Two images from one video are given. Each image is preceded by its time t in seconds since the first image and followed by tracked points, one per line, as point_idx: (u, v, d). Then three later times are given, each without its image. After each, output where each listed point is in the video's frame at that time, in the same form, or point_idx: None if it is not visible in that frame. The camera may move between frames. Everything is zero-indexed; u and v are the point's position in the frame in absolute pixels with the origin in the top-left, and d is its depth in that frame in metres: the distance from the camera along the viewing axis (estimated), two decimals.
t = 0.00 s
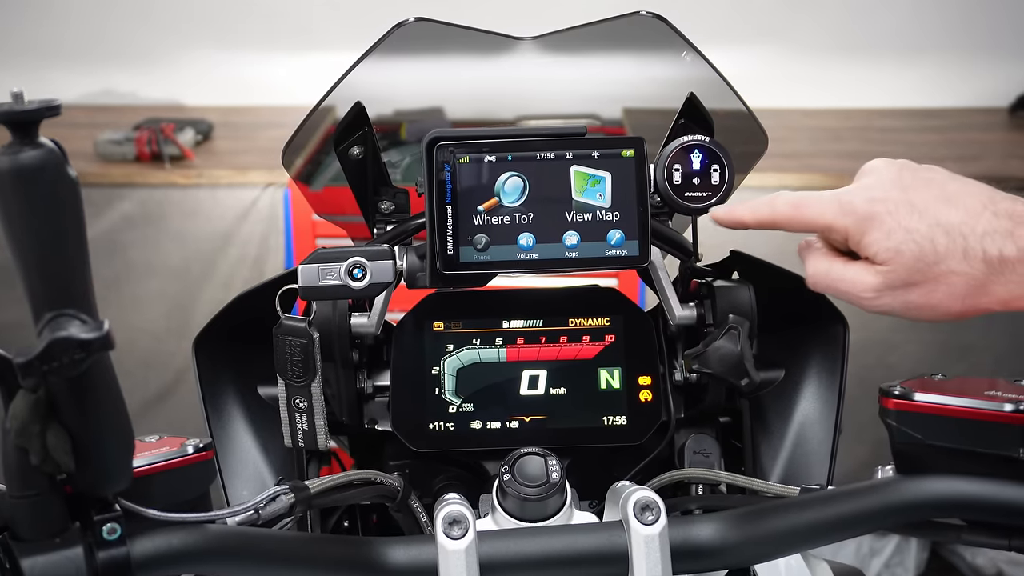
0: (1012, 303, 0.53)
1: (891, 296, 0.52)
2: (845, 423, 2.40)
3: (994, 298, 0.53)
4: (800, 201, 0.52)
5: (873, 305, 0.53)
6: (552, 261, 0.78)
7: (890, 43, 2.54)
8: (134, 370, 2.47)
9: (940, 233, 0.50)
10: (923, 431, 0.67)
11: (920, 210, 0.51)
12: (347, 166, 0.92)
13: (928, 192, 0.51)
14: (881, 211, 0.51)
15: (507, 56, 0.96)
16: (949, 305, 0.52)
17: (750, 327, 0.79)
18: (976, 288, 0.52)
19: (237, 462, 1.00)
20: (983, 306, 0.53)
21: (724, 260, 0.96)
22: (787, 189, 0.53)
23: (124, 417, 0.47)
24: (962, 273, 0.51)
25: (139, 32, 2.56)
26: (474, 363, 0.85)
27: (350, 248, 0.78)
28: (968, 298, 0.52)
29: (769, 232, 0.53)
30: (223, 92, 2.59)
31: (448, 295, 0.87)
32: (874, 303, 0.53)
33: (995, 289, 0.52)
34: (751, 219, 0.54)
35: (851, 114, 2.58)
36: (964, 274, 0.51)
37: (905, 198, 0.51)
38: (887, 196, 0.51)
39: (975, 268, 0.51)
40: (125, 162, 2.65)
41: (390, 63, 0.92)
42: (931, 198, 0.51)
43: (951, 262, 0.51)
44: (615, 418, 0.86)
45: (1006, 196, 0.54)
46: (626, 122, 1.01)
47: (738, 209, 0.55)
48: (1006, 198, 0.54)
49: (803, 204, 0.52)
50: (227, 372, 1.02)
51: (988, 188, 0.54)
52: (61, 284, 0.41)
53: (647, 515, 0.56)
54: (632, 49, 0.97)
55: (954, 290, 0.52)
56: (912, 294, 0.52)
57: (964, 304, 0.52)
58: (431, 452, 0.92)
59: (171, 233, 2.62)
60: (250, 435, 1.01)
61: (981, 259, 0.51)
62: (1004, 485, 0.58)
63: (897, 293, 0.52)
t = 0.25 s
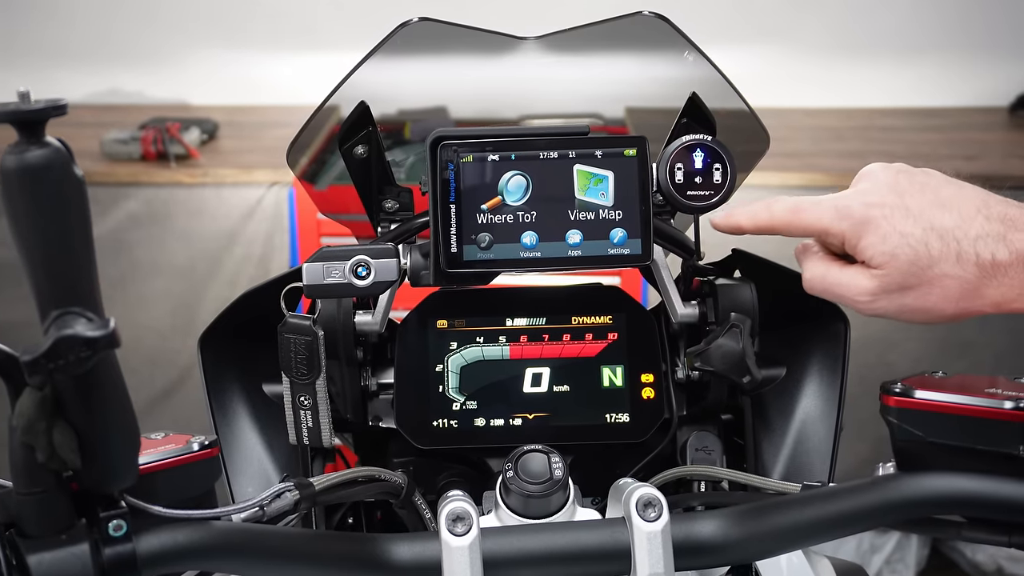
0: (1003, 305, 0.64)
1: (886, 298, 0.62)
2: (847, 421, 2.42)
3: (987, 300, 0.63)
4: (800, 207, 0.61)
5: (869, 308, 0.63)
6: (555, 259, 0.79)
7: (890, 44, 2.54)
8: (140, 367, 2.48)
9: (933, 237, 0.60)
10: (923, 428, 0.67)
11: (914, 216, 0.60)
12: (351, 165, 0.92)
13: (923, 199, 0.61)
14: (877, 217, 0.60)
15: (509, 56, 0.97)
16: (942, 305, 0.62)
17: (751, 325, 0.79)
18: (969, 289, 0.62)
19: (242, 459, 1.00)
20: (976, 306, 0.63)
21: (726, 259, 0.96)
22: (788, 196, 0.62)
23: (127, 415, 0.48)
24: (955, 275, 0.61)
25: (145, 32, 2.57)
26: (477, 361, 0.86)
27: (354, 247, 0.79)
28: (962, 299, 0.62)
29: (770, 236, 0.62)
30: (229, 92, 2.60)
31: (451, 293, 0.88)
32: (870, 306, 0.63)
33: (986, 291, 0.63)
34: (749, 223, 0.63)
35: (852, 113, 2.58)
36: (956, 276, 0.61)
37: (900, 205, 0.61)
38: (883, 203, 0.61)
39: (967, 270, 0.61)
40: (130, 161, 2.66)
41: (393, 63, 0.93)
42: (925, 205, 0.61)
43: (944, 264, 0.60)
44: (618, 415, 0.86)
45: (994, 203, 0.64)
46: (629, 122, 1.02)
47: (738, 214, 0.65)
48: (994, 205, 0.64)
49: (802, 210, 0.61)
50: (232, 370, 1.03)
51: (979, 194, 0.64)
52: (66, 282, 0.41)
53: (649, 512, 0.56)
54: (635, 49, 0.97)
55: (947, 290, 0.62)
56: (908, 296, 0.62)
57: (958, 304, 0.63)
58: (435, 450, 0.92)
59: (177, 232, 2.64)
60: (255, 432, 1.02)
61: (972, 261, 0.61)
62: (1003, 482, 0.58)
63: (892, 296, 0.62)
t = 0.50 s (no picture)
0: (990, 310, 0.64)
1: (874, 304, 0.64)
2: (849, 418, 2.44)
3: (972, 306, 0.64)
4: (788, 211, 0.63)
5: (857, 312, 0.65)
6: (558, 258, 0.79)
7: (890, 43, 2.54)
8: (146, 365, 2.50)
9: (919, 244, 0.62)
10: (924, 425, 0.68)
11: (901, 223, 0.62)
12: (355, 164, 0.92)
13: (911, 205, 0.62)
14: (864, 224, 0.62)
15: (513, 56, 0.98)
16: (928, 311, 0.64)
17: (753, 323, 0.80)
18: (955, 296, 0.63)
19: (247, 456, 1.01)
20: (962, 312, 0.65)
21: (728, 257, 0.96)
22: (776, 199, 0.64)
23: (133, 411, 0.48)
24: (941, 281, 0.62)
25: (150, 32, 2.57)
26: (481, 359, 0.87)
27: (358, 245, 0.79)
28: (948, 304, 0.64)
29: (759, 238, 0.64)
30: (233, 91, 2.61)
31: (455, 291, 0.88)
32: (859, 310, 0.65)
33: (972, 297, 0.64)
34: (739, 224, 0.65)
35: (852, 113, 2.59)
36: (942, 282, 0.63)
37: (888, 211, 0.62)
38: (870, 209, 0.62)
39: (953, 276, 0.63)
40: (135, 160, 2.67)
41: (399, 63, 0.94)
42: (912, 212, 0.62)
43: (930, 271, 0.62)
44: (621, 412, 0.87)
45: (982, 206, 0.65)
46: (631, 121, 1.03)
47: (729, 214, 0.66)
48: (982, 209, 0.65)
49: (790, 214, 0.63)
50: (237, 368, 1.03)
51: (966, 198, 0.65)
52: (73, 280, 0.42)
53: (652, 509, 0.57)
54: (638, 49, 0.98)
55: (934, 297, 0.63)
56: (895, 302, 0.64)
57: (945, 309, 0.64)
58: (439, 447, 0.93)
59: (183, 230, 2.65)
60: (260, 429, 1.03)
61: (958, 268, 0.62)
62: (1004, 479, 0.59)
63: (880, 303, 0.64)
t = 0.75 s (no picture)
0: (987, 307, 0.66)
1: (871, 301, 0.65)
2: (850, 416, 2.44)
3: (969, 303, 0.65)
4: (787, 205, 0.63)
5: (855, 309, 0.66)
6: (561, 256, 0.80)
7: (891, 43, 2.54)
8: (151, 363, 2.58)
9: (916, 241, 0.62)
10: (925, 423, 0.68)
11: (898, 220, 0.62)
12: (359, 163, 0.93)
13: (908, 202, 0.62)
14: (861, 221, 0.62)
15: (517, 56, 0.99)
16: (925, 308, 0.65)
17: (755, 321, 0.81)
18: (952, 293, 0.64)
19: (251, 454, 1.01)
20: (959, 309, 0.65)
21: (730, 255, 0.97)
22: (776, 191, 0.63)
23: (139, 409, 0.49)
24: (937, 279, 0.63)
25: (156, 32, 2.59)
26: (484, 357, 0.87)
27: (362, 244, 0.80)
28: (945, 302, 0.65)
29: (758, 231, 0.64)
30: (242, 90, 2.61)
31: (458, 290, 0.89)
32: (856, 308, 0.66)
33: (969, 295, 0.65)
34: (738, 215, 0.64)
35: (852, 113, 2.58)
36: (939, 279, 0.63)
37: (885, 208, 0.62)
38: (867, 206, 0.63)
39: (949, 274, 0.63)
40: (142, 159, 2.65)
41: (402, 63, 0.94)
42: (909, 209, 0.62)
43: (927, 268, 0.63)
44: (623, 410, 0.87)
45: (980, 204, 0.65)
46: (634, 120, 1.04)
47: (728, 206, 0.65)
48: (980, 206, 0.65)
49: (789, 208, 0.63)
50: (242, 365, 1.04)
51: (963, 196, 0.65)
52: (79, 278, 0.42)
53: (654, 505, 0.57)
54: (641, 49, 0.98)
55: (930, 294, 0.64)
56: (892, 299, 0.65)
57: (942, 308, 0.65)
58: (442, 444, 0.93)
59: (188, 229, 2.65)
60: (265, 426, 1.03)
61: (954, 266, 0.63)
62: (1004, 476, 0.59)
63: (877, 300, 0.65)
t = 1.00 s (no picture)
0: (986, 307, 0.66)
1: (871, 302, 0.66)
2: (850, 412, 2.46)
3: (968, 303, 0.66)
4: (787, 205, 0.63)
5: (855, 310, 0.67)
6: (563, 254, 0.80)
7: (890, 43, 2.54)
8: (157, 361, 2.61)
9: (915, 241, 0.63)
10: (925, 420, 0.69)
11: (897, 220, 0.63)
12: (364, 162, 0.93)
13: (907, 203, 0.63)
14: (861, 222, 0.63)
15: (520, 55, 1.00)
16: (925, 308, 0.65)
17: (756, 318, 0.81)
18: (951, 293, 0.65)
19: (257, 451, 1.02)
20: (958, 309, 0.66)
21: (732, 253, 0.97)
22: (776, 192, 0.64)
23: (144, 408, 0.49)
24: (936, 279, 0.64)
25: (161, 32, 2.59)
26: (488, 354, 0.88)
27: (367, 243, 0.80)
28: (945, 302, 0.65)
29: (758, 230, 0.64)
30: (246, 90, 2.62)
31: (461, 287, 0.89)
32: (856, 308, 0.67)
33: (968, 295, 0.65)
34: (738, 215, 0.65)
35: (853, 112, 2.58)
36: (938, 280, 0.64)
37: (884, 209, 0.63)
38: (867, 207, 0.63)
39: (948, 274, 0.64)
40: (146, 158, 2.66)
41: (406, 63, 0.95)
42: (908, 209, 0.63)
43: (926, 268, 0.63)
44: (625, 407, 0.88)
45: (980, 205, 0.66)
46: (637, 119, 1.04)
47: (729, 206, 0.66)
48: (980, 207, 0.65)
49: (789, 208, 0.63)
50: (247, 364, 1.05)
51: (963, 197, 0.65)
52: (85, 277, 0.42)
53: (656, 502, 0.58)
54: (643, 49, 0.99)
55: (930, 294, 0.65)
56: (893, 299, 0.66)
57: (941, 308, 0.65)
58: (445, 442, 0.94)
59: (194, 227, 2.66)
60: (269, 423, 1.04)
61: (954, 266, 0.63)
62: (1005, 473, 0.59)
63: (878, 300, 0.66)
